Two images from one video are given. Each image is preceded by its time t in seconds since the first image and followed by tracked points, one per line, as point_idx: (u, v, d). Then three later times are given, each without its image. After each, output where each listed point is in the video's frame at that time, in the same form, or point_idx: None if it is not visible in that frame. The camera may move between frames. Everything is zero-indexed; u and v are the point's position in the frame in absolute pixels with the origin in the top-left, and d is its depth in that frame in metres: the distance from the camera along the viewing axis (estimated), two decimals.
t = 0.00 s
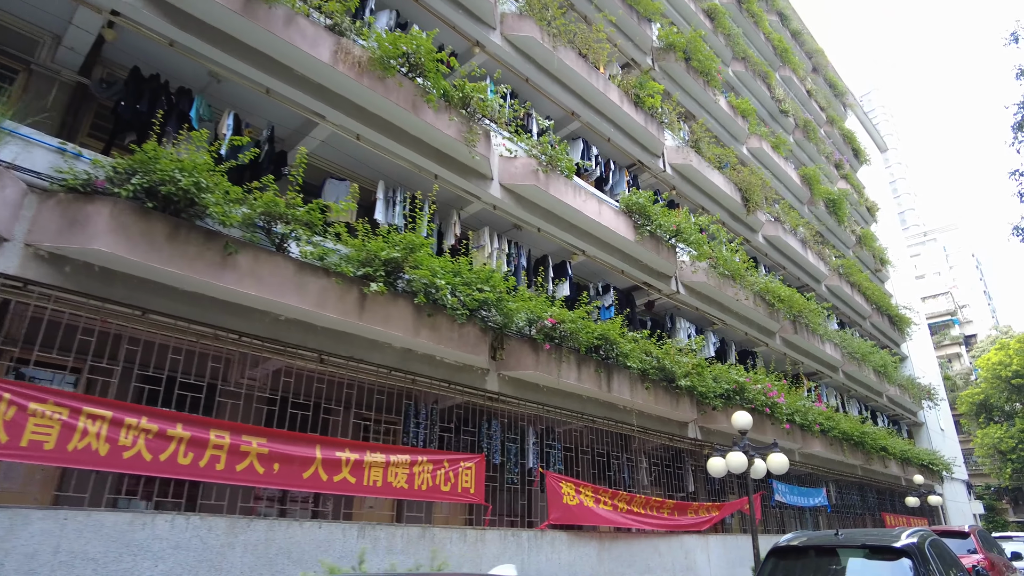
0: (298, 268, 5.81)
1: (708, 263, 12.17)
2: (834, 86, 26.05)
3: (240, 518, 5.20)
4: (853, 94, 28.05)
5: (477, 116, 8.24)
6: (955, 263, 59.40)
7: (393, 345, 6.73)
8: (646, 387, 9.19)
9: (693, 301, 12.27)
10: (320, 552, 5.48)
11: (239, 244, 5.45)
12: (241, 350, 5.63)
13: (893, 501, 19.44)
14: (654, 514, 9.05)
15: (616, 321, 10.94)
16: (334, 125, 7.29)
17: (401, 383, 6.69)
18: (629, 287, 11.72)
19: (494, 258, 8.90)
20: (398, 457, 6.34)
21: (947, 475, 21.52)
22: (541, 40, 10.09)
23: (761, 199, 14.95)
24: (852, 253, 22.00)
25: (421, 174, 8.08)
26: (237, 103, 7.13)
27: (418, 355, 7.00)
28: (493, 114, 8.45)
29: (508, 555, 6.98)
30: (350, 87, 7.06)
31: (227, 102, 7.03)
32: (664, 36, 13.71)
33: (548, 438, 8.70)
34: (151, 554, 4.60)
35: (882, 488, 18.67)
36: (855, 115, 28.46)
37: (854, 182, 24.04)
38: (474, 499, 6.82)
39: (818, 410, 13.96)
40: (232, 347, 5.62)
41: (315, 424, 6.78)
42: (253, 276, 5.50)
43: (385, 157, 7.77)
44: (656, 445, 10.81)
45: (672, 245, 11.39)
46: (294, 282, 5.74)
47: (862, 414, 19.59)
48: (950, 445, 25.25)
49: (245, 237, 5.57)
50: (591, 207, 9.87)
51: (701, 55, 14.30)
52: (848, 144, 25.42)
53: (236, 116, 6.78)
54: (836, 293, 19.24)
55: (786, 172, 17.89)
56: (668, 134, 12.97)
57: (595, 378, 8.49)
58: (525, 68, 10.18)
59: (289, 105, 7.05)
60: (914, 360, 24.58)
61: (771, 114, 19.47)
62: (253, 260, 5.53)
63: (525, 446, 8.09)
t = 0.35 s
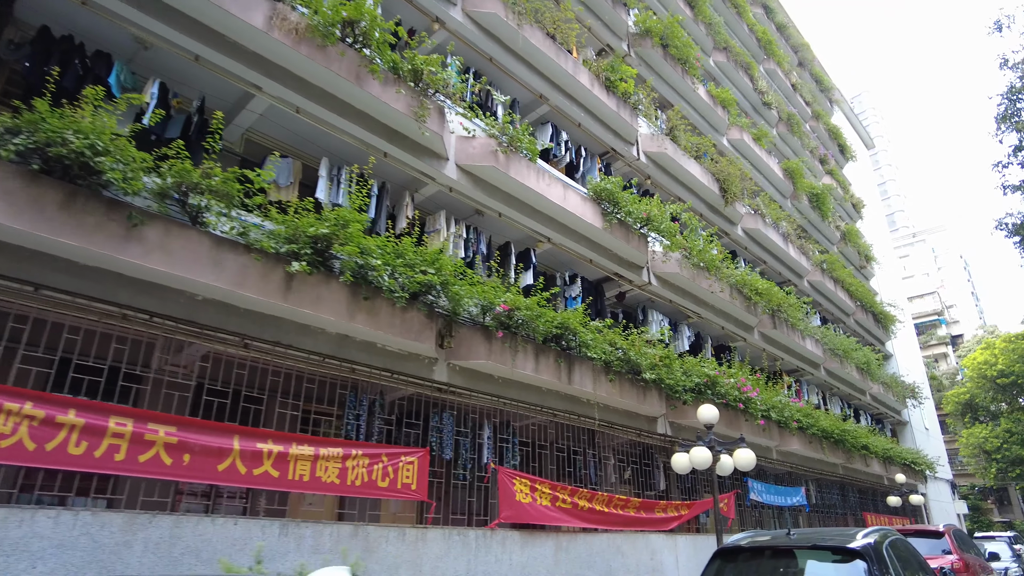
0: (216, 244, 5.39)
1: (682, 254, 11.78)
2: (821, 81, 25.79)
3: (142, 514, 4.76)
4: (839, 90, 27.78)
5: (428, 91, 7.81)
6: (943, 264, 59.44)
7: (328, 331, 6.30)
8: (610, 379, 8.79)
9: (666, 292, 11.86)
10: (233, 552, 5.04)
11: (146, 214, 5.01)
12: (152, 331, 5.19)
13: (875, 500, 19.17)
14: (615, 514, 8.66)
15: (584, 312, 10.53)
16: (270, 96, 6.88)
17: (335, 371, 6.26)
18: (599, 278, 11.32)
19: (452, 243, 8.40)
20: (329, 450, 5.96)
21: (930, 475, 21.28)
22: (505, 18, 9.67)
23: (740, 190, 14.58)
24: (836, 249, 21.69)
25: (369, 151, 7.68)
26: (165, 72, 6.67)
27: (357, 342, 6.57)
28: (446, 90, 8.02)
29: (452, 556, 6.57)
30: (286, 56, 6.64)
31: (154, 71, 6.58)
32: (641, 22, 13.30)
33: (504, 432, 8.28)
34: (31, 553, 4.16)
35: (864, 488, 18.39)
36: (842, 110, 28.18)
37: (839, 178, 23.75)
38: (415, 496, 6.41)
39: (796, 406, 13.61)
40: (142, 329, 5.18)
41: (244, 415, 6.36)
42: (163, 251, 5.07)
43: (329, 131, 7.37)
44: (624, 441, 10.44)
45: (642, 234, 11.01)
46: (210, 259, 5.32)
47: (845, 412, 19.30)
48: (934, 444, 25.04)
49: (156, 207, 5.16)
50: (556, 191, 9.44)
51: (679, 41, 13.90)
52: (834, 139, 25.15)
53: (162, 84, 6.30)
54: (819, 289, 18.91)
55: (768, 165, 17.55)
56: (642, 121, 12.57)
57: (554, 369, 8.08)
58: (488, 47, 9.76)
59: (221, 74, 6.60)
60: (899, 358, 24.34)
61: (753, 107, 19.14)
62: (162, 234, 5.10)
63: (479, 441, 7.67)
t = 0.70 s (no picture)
0: (113, 214, 4.87)
1: (648, 245, 11.42)
2: (799, 79, 25.63)
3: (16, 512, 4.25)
4: (818, 88, 27.66)
5: (371, 62, 7.42)
6: (922, 266, 59.88)
7: (249, 314, 5.82)
8: (565, 370, 8.38)
9: (631, 284, 11.48)
10: (123, 552, 4.53)
11: (27, 178, 4.48)
12: (38, 309, 4.65)
13: (849, 501, 18.95)
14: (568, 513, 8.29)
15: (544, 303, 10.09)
16: (193, 62, 6.36)
17: (255, 357, 5.79)
18: (562, 269, 10.90)
19: (398, 226, 7.98)
20: (244, 442, 5.49)
21: (904, 475, 21.14)
22: None
23: (712, 183, 14.25)
24: (813, 246, 21.49)
25: (307, 125, 7.23)
26: (77, 33, 6.14)
27: (282, 327, 6.09)
28: (391, 63, 7.60)
29: (384, 557, 6.12)
30: (209, 18, 6.16)
31: (63, 31, 6.05)
32: (611, 7, 12.91)
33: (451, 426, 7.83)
34: None
35: (837, 488, 18.16)
36: (821, 109, 28.05)
37: (816, 176, 23.57)
38: (341, 493, 5.99)
39: (766, 403, 13.27)
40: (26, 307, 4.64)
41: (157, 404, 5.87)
42: (48, 219, 4.54)
43: (262, 103, 6.90)
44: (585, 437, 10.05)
45: (607, 222, 10.62)
46: (106, 230, 4.80)
47: (819, 411, 19.06)
48: (909, 444, 24.95)
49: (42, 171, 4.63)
50: (513, 174, 9.00)
51: (650, 28, 13.54)
52: (812, 137, 24.98)
53: (69, 44, 5.74)
54: (794, 286, 18.66)
55: (742, 159, 17.25)
56: (609, 108, 12.20)
57: (504, 359, 7.65)
58: (444, 23, 9.33)
59: (137, 35, 6.07)
60: (875, 358, 24.20)
61: (730, 100, 18.85)
62: (49, 200, 4.57)
63: (423, 436, 7.27)
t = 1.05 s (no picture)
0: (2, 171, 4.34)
1: (624, 231, 10.98)
2: (789, 72, 25.26)
3: None
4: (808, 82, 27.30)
5: (321, 27, 7.05)
6: (913, 266, 59.77)
7: (169, 289, 5.33)
8: (529, 359, 7.91)
9: (607, 272, 11.03)
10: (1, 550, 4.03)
11: None
12: None
13: (834, 500, 18.59)
14: (531, 509, 7.83)
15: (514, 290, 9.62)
16: (116, 17, 5.86)
17: (176, 336, 5.30)
18: (534, 255, 10.42)
19: (350, 202, 7.54)
20: (158, 428, 4.98)
21: (890, 474, 20.81)
22: None
23: (693, 170, 13.82)
24: (800, 240, 21.12)
25: (249, 92, 6.80)
26: None
27: (208, 304, 5.60)
28: (342, 27, 7.18)
29: (319, 556, 5.67)
30: None
31: None
32: None
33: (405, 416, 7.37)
34: None
35: (823, 487, 17.78)
36: (811, 103, 27.70)
37: (805, 169, 23.19)
38: (269, 484, 5.52)
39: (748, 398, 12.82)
40: None
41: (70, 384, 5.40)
42: None
43: (198, 65, 6.44)
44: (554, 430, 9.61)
45: (580, 206, 10.16)
46: None
47: (805, 408, 18.67)
48: (897, 443, 24.65)
49: None
50: (477, 151, 8.51)
51: (631, 9, 13.08)
52: (801, 131, 24.62)
53: None
54: (780, 280, 18.28)
55: (728, 149, 16.84)
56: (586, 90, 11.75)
57: (461, 345, 7.15)
58: None
59: None
60: (863, 355, 23.85)
61: (716, 89, 18.43)
62: None
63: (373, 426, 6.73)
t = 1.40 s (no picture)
0: None
1: (604, 221, 10.52)
2: (783, 67, 24.82)
3: None
4: (802, 77, 26.86)
5: None
6: (911, 267, 59.35)
7: (82, 269, 4.86)
8: (494, 352, 7.43)
9: (586, 264, 10.55)
10: None
11: None
12: None
13: (827, 502, 18.11)
14: (497, 512, 7.35)
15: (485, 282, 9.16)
16: None
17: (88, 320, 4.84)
18: (509, 246, 9.96)
19: (301, 183, 7.13)
20: (63, 421, 4.49)
21: (886, 476, 20.35)
22: None
23: (680, 161, 13.36)
24: (794, 237, 20.66)
25: (188, 63, 6.33)
26: None
27: (130, 286, 5.13)
28: None
29: (249, 562, 5.20)
30: None
31: None
32: None
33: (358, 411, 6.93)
34: None
35: (816, 489, 17.30)
36: (806, 98, 27.26)
37: (799, 165, 22.75)
38: (194, 483, 5.06)
39: (734, 396, 12.33)
40: None
41: None
42: None
43: (130, 32, 5.96)
44: (527, 428, 9.15)
45: (556, 194, 9.68)
46: None
47: (798, 408, 18.19)
48: (893, 444, 24.20)
49: None
50: (441, 132, 8.03)
51: None
52: (795, 126, 24.18)
53: None
54: (772, 277, 17.82)
55: (718, 141, 16.39)
56: (565, 75, 11.28)
57: (418, 335, 6.67)
58: None
59: None
60: (858, 355, 23.38)
61: (706, 81, 17.98)
62: None
63: (320, 423, 6.35)
